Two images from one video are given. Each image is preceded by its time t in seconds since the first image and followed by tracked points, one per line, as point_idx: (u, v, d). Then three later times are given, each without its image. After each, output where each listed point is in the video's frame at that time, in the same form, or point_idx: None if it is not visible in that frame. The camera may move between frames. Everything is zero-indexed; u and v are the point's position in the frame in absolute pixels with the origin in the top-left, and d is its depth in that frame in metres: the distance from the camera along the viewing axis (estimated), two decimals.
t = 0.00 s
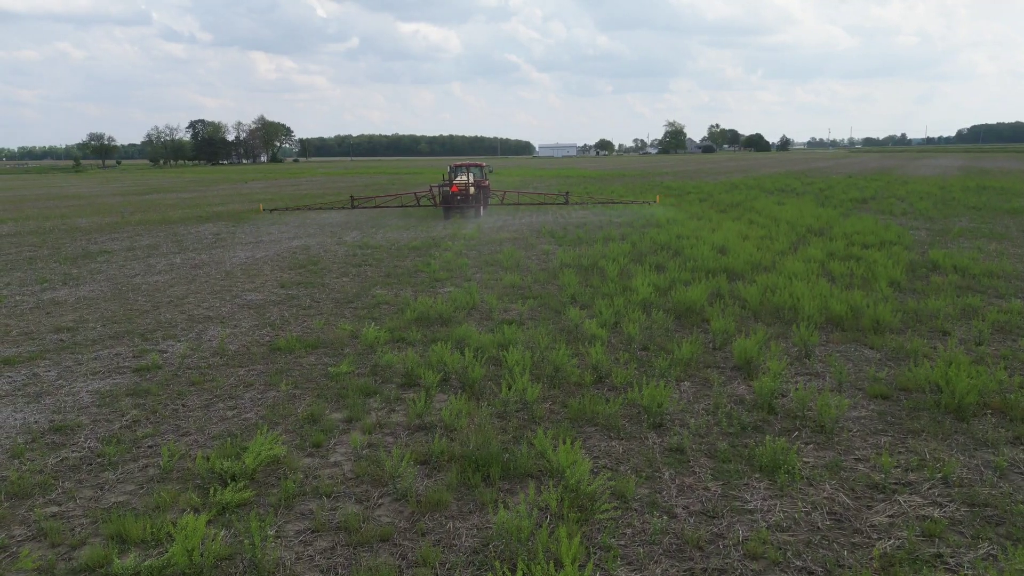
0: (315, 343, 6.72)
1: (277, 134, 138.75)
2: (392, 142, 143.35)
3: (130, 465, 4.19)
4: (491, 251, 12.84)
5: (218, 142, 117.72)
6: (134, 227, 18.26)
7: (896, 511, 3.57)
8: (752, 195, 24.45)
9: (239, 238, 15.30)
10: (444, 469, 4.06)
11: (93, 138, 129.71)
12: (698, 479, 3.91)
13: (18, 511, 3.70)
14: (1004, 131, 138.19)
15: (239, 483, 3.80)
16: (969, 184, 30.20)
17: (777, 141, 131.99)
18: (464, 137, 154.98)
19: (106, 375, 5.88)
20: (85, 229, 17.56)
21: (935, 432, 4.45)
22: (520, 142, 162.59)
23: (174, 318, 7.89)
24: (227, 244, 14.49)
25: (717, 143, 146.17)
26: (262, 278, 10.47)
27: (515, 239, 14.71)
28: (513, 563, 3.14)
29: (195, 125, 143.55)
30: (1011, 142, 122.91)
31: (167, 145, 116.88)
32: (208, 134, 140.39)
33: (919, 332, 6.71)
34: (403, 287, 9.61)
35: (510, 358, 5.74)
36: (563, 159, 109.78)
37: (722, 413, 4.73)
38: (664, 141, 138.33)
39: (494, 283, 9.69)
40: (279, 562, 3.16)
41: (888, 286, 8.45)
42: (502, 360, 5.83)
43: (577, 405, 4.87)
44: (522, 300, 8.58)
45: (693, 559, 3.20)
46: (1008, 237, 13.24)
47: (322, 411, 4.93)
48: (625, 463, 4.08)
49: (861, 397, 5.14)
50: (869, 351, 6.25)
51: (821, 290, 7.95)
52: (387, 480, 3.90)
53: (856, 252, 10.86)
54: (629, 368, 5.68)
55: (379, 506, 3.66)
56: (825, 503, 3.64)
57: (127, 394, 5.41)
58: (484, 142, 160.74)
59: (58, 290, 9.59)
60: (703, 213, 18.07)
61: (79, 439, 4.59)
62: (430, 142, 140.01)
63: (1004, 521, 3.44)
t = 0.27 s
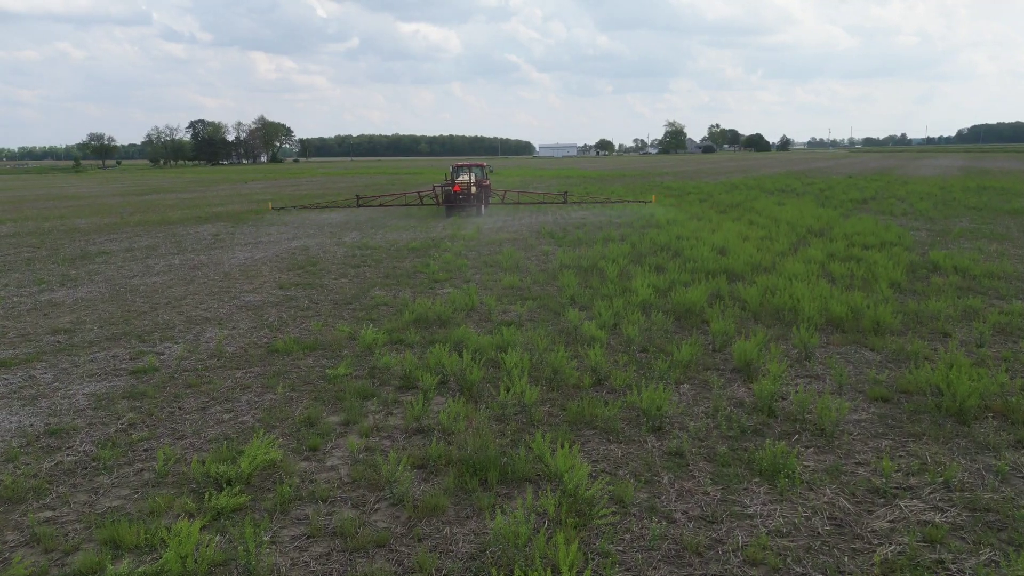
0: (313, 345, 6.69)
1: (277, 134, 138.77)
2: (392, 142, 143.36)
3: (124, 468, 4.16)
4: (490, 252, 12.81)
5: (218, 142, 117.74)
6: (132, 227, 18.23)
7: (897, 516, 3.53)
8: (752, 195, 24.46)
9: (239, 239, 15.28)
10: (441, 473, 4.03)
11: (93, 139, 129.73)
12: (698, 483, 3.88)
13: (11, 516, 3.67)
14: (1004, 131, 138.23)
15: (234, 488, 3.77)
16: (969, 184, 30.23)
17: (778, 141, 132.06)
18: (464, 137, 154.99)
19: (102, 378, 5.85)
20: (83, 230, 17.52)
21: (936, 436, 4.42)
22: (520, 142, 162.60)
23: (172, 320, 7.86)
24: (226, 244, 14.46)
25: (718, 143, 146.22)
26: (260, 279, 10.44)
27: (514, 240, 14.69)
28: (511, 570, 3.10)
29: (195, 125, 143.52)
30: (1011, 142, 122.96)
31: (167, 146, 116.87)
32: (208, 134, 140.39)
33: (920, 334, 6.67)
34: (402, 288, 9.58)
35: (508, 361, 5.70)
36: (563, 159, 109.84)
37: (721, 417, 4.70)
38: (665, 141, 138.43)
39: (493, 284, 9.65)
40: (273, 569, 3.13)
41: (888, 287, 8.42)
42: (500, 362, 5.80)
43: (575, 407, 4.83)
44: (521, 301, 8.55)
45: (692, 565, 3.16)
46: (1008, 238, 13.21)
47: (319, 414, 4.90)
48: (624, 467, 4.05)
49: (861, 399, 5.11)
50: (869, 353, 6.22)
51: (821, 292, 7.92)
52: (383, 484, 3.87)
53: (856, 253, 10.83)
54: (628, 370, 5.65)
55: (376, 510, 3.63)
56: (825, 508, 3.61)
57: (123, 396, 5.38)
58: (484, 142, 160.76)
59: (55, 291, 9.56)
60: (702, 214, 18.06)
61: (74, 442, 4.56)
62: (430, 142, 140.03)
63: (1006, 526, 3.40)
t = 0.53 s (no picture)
0: (310, 348, 6.65)
1: (277, 134, 138.76)
2: (392, 142, 143.33)
3: (118, 474, 4.12)
4: (490, 253, 12.77)
5: (218, 142, 117.70)
6: (131, 228, 18.17)
7: (898, 522, 3.49)
8: (752, 195, 24.44)
9: (237, 240, 15.25)
10: (437, 478, 3.98)
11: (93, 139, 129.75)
12: (697, 489, 3.83)
13: (2, 523, 3.63)
14: (1005, 131, 138.27)
15: (228, 493, 3.73)
16: (969, 185, 30.28)
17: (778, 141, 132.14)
18: (464, 137, 155.02)
19: (98, 381, 5.81)
20: (82, 231, 17.49)
21: (938, 440, 4.37)
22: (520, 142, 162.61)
23: (169, 322, 7.82)
24: (224, 245, 14.43)
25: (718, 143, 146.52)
26: (258, 281, 10.40)
27: (514, 241, 14.65)
28: None
29: (195, 125, 143.52)
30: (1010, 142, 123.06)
31: (167, 146, 116.89)
32: (208, 134, 140.37)
33: (921, 336, 6.63)
34: (400, 289, 9.54)
35: (507, 364, 5.66)
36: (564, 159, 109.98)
37: (721, 421, 4.66)
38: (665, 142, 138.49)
39: (492, 286, 9.61)
40: None
41: (889, 289, 8.38)
42: (498, 365, 5.76)
43: (574, 411, 4.79)
44: (520, 303, 8.51)
45: (691, 573, 3.12)
46: (1009, 239, 13.17)
47: (315, 418, 4.86)
48: (623, 472, 4.01)
49: (862, 403, 5.07)
50: (870, 355, 6.18)
51: (821, 294, 7.87)
52: (379, 490, 3.82)
53: (857, 254, 10.79)
54: (627, 373, 5.61)
55: (371, 517, 3.59)
56: (826, 514, 3.57)
57: (118, 400, 5.34)
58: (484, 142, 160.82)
59: (52, 293, 9.52)
60: (702, 214, 18.01)
61: (68, 447, 4.52)
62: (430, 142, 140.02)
63: (1010, 534, 3.36)
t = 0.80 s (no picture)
0: (307, 350, 6.60)
1: (277, 135, 138.77)
2: (392, 142, 143.30)
3: (110, 480, 4.07)
4: (489, 254, 12.71)
5: (218, 142, 117.71)
6: (129, 229, 18.13)
7: (901, 530, 3.44)
8: (752, 196, 24.41)
9: (236, 241, 15.21)
10: (433, 484, 3.93)
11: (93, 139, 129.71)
12: (697, 495, 3.78)
13: None
14: (1005, 131, 138.24)
15: (221, 501, 3.68)
16: (969, 185, 30.27)
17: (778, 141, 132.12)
18: (465, 137, 155.16)
19: (92, 385, 5.76)
20: (80, 232, 17.45)
21: (940, 445, 4.32)
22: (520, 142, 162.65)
23: (165, 325, 7.77)
24: (223, 246, 14.38)
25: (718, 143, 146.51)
26: (256, 282, 10.35)
27: (513, 241, 14.60)
28: None
29: (195, 125, 143.49)
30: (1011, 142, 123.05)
31: (167, 146, 116.83)
32: (208, 134, 140.36)
33: (923, 339, 6.58)
34: (399, 291, 9.49)
35: (504, 367, 5.61)
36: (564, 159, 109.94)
37: (721, 425, 4.61)
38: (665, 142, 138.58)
39: (491, 287, 9.55)
40: None
41: (890, 290, 8.33)
42: (496, 369, 5.70)
43: (572, 416, 4.74)
44: (519, 304, 8.46)
45: None
46: (1011, 239, 13.12)
47: (311, 423, 4.81)
48: (621, 479, 3.95)
49: (864, 407, 5.01)
50: (871, 358, 6.13)
51: (822, 296, 7.82)
52: (375, 497, 3.78)
53: (858, 255, 10.74)
54: (626, 377, 5.56)
55: (366, 524, 3.53)
56: (827, 522, 3.51)
57: (112, 404, 5.29)
58: (484, 142, 160.77)
59: (49, 295, 9.47)
60: (703, 215, 17.96)
61: (60, 452, 4.47)
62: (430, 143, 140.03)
63: (1014, 542, 3.31)
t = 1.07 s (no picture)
0: (304, 354, 6.54)
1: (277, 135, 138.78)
2: (392, 143, 143.28)
3: (101, 487, 4.01)
4: (489, 255, 12.64)
5: (218, 142, 117.69)
6: (128, 230, 18.08)
7: (906, 540, 3.37)
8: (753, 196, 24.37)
9: (234, 242, 15.16)
10: (429, 492, 3.86)
11: (93, 139, 129.69)
12: (697, 503, 3.71)
13: None
14: (1005, 131, 138.22)
15: (213, 509, 3.61)
16: (970, 185, 30.25)
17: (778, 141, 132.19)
18: (465, 137, 155.10)
19: (85, 389, 5.69)
20: (78, 233, 17.41)
21: (944, 451, 4.25)
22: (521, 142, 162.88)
23: (161, 327, 7.70)
24: (221, 247, 14.32)
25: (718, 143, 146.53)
26: (253, 284, 10.28)
27: (513, 242, 14.54)
28: None
29: (195, 124, 143.29)
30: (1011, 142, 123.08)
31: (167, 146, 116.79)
32: (209, 135, 140.36)
33: (925, 342, 6.51)
34: (397, 293, 9.42)
35: (502, 371, 5.54)
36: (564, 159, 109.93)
37: (722, 431, 4.54)
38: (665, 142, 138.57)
39: (490, 289, 9.49)
40: None
41: (892, 292, 8.26)
42: (494, 372, 5.64)
43: (571, 421, 4.67)
44: (518, 306, 8.39)
45: None
46: (1013, 241, 13.06)
47: (306, 428, 4.74)
48: (620, 486, 3.89)
49: (867, 412, 4.94)
50: (873, 361, 6.06)
51: (824, 298, 7.75)
52: (369, 505, 3.71)
53: (859, 256, 10.68)
54: (626, 381, 5.49)
55: (359, 534, 3.47)
56: (830, 531, 3.44)
57: (104, 409, 5.22)
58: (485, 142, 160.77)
59: (45, 297, 9.40)
60: (703, 216, 17.89)
61: (51, 458, 4.41)
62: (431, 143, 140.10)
63: (1021, 553, 3.24)
